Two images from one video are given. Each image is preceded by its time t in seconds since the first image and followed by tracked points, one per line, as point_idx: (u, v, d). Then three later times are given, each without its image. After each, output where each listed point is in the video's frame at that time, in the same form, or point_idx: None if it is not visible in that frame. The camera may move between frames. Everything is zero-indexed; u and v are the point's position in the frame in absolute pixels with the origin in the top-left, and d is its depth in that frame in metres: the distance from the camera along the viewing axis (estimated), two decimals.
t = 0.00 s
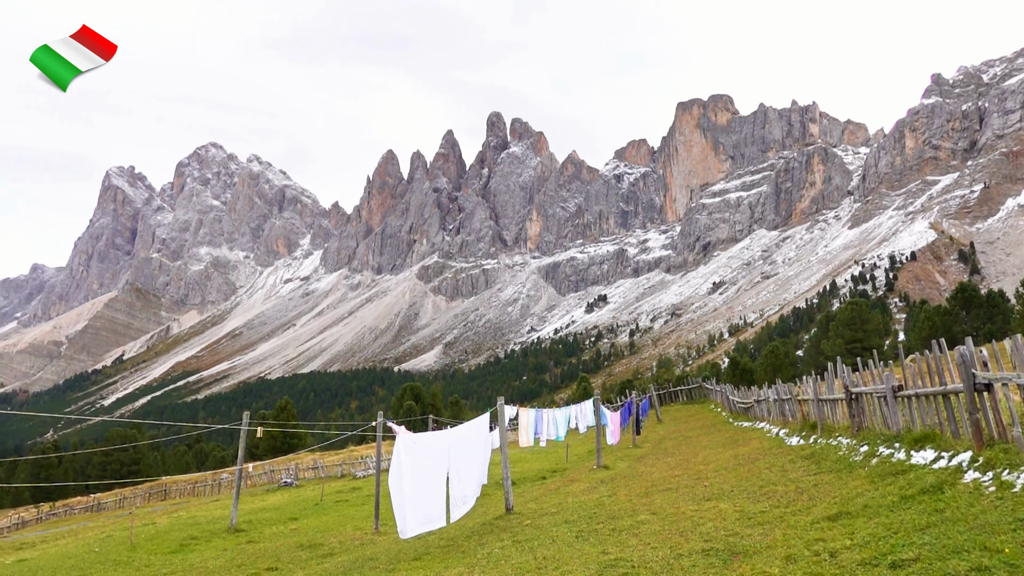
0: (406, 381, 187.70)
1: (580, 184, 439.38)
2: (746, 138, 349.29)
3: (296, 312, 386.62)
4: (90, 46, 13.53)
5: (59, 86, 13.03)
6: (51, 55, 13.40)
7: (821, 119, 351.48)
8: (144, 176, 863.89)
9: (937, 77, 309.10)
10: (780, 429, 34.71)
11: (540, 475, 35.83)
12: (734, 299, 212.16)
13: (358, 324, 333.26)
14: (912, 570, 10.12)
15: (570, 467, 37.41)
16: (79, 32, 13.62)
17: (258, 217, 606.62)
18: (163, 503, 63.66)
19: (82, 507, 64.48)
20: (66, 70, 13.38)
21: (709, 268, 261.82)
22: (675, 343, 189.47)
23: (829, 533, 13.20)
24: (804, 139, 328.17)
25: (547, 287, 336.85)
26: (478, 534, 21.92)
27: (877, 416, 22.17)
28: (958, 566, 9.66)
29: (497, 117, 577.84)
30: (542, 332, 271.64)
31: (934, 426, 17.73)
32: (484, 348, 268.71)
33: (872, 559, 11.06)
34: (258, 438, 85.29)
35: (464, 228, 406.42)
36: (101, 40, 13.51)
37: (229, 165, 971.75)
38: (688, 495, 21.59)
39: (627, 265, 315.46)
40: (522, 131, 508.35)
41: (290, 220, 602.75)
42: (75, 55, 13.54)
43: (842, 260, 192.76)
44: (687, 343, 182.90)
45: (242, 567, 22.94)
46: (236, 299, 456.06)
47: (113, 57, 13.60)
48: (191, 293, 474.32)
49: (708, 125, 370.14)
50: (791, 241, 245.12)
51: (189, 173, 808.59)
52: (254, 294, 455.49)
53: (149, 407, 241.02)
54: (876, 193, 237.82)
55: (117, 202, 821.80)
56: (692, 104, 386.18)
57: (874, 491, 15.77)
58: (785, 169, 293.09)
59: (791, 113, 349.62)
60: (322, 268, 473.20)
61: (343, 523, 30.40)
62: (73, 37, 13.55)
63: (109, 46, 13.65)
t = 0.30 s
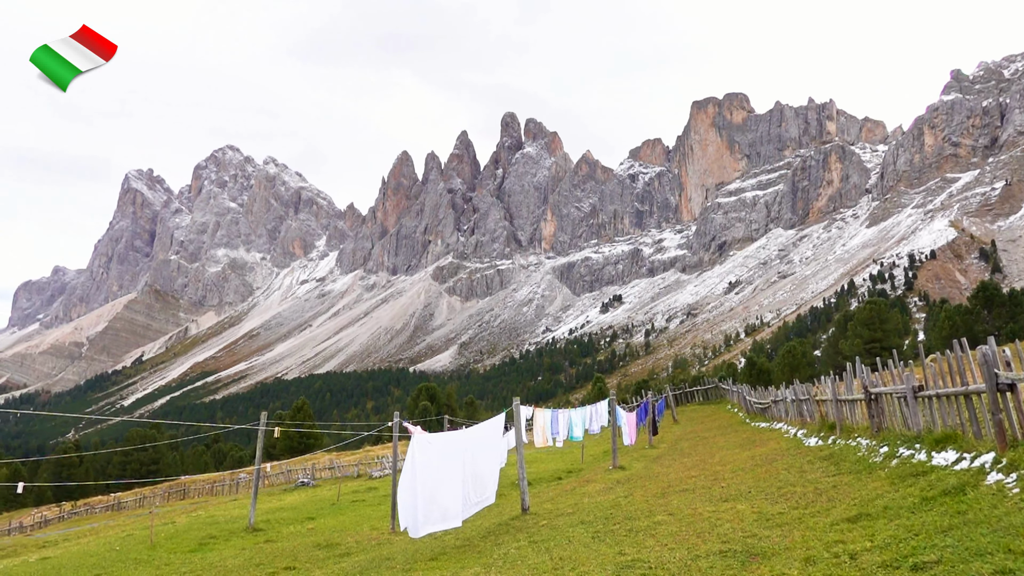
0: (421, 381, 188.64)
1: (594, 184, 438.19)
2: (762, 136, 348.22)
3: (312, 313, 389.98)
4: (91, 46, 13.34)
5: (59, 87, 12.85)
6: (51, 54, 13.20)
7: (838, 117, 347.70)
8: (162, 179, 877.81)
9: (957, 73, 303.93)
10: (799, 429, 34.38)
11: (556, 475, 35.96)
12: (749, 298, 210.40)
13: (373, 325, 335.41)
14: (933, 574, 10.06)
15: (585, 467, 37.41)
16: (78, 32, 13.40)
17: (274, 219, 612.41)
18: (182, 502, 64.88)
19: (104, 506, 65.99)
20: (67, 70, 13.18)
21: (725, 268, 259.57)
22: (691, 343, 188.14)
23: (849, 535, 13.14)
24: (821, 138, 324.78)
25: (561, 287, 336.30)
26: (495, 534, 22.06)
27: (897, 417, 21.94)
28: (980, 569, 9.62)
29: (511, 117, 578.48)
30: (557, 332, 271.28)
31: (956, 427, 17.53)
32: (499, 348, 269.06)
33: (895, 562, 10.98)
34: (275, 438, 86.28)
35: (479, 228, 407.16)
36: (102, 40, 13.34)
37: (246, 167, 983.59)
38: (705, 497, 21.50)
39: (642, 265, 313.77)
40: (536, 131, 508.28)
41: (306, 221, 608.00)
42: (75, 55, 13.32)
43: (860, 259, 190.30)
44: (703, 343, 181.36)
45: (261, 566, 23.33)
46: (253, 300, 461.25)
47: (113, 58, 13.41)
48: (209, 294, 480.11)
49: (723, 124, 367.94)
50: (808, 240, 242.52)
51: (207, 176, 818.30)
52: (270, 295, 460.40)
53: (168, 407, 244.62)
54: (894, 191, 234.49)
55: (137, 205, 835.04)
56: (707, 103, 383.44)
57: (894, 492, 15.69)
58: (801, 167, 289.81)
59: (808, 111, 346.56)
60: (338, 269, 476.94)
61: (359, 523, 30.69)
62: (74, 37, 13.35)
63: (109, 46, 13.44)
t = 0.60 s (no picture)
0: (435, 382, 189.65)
1: (608, 184, 436.91)
2: (777, 134, 345.49)
3: (327, 313, 392.74)
4: (92, 47, 13.65)
5: (59, 86, 13.13)
6: (52, 55, 13.51)
7: (855, 115, 344.22)
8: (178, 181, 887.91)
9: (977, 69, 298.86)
10: (815, 430, 34.12)
11: (570, 475, 36.05)
12: (765, 298, 208.55)
13: (388, 325, 337.36)
14: None
15: (600, 468, 37.37)
16: (79, 32, 13.68)
17: (289, 220, 617.67)
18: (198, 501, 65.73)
19: (122, 504, 67.13)
20: (67, 70, 13.45)
21: (739, 267, 257.43)
22: (706, 343, 186.95)
23: (867, 537, 13.08)
24: (837, 135, 321.26)
25: (575, 287, 335.63)
26: (510, 533, 22.20)
27: (915, 418, 21.74)
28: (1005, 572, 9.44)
29: (524, 117, 578.88)
30: (570, 332, 271.15)
31: (977, 427, 17.29)
32: (513, 348, 269.43)
33: (914, 563, 10.95)
34: (290, 438, 87.38)
35: (492, 229, 407.78)
36: (101, 40, 13.60)
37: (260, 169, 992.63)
38: (720, 498, 21.41)
39: (656, 265, 312.07)
40: (550, 131, 507.69)
41: (321, 222, 612.39)
42: (76, 56, 13.65)
43: (877, 257, 187.95)
44: (718, 343, 180.05)
45: (278, 564, 23.65)
46: (268, 300, 465.84)
47: (112, 57, 13.66)
48: (225, 295, 485.52)
49: (738, 122, 365.80)
50: (824, 239, 240.08)
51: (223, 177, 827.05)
52: (286, 295, 465.11)
53: (185, 407, 248.30)
54: (912, 189, 231.22)
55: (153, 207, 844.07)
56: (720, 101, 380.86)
57: (914, 494, 15.55)
58: (817, 166, 286.75)
59: (824, 109, 343.23)
60: (352, 269, 479.88)
61: (374, 522, 31.03)
62: (74, 37, 13.62)
63: (110, 46, 13.74)
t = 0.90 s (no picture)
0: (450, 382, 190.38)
1: (623, 183, 435.15)
2: (795, 132, 342.09)
3: (343, 314, 396.02)
4: (90, 46, 14.04)
5: (59, 85, 13.49)
6: (51, 54, 13.89)
7: (874, 112, 339.69)
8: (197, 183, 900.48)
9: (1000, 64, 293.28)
10: (835, 430, 33.71)
11: (587, 476, 36.14)
12: (782, 298, 206.33)
13: (403, 325, 339.37)
14: None
15: (617, 469, 37.30)
16: (79, 32, 14.12)
17: (306, 222, 623.70)
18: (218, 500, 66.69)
19: (143, 503, 68.27)
20: (64, 69, 13.81)
21: (756, 267, 255.08)
22: (722, 343, 185.40)
23: (889, 539, 13.00)
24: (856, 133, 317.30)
25: (590, 287, 334.51)
26: (527, 534, 22.27)
27: (936, 418, 21.49)
28: None
29: (539, 117, 578.67)
30: (586, 332, 270.35)
31: (1001, 428, 17.06)
32: (529, 348, 269.36)
33: (936, 565, 10.90)
34: (307, 438, 88.41)
35: (507, 229, 407.96)
36: (101, 40, 14.04)
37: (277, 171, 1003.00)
38: (739, 499, 21.28)
39: (672, 265, 310.18)
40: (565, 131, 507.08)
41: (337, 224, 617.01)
42: (75, 56, 14.03)
43: (897, 256, 185.01)
44: (735, 343, 178.48)
45: (296, 563, 24.01)
46: (286, 301, 470.62)
47: (112, 56, 14.04)
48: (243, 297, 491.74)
49: (754, 121, 362.97)
50: (843, 238, 236.86)
51: (241, 180, 837.23)
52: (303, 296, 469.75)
53: (205, 407, 252.00)
54: (932, 187, 227.24)
55: (173, 209, 857.29)
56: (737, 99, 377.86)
57: (936, 495, 15.38)
58: (835, 163, 282.95)
59: (842, 106, 339.21)
60: (368, 270, 482.97)
61: (392, 522, 31.31)
62: (74, 38, 14.07)
63: (108, 45, 14.10)
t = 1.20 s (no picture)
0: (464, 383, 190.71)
1: (637, 183, 433.26)
2: (811, 131, 339.36)
3: (358, 315, 398.44)
4: (90, 46, 13.28)
5: (59, 86, 12.86)
6: (52, 54, 13.20)
7: (892, 110, 336.07)
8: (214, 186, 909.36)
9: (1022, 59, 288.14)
10: (852, 431, 33.47)
11: (601, 476, 36.07)
12: (799, 298, 203.96)
13: (418, 326, 340.79)
14: None
15: (633, 469, 37.14)
16: (79, 32, 13.39)
17: (322, 223, 628.20)
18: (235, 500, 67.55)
19: (162, 502, 69.29)
20: (67, 70, 13.15)
21: (773, 266, 252.46)
22: (738, 343, 183.78)
23: (907, 540, 12.98)
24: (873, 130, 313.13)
25: (605, 287, 333.20)
26: (542, 535, 22.37)
27: (957, 419, 21.21)
28: None
29: (553, 117, 578.09)
30: (600, 332, 269.47)
31: None
32: (544, 349, 269.03)
33: (958, 569, 10.82)
34: (323, 438, 89.20)
35: (521, 229, 407.83)
36: (102, 40, 13.23)
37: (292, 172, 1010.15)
38: (756, 499, 21.25)
39: (687, 264, 308.32)
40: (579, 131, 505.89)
41: (352, 225, 621.15)
42: (76, 55, 13.34)
43: (915, 255, 182.38)
44: (751, 343, 176.99)
45: (314, 561, 24.35)
46: (301, 302, 474.53)
47: (112, 57, 13.27)
48: (260, 298, 496.71)
49: (770, 119, 360.21)
50: (860, 237, 233.91)
51: (257, 182, 844.91)
52: (318, 297, 473.28)
53: (222, 407, 255.05)
54: (951, 185, 223.91)
55: (191, 211, 867.35)
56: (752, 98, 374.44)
57: (956, 497, 15.28)
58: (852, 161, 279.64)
59: (859, 104, 335.95)
60: (383, 270, 485.42)
61: (408, 521, 31.64)
62: (73, 37, 13.34)
63: (110, 46, 13.33)
